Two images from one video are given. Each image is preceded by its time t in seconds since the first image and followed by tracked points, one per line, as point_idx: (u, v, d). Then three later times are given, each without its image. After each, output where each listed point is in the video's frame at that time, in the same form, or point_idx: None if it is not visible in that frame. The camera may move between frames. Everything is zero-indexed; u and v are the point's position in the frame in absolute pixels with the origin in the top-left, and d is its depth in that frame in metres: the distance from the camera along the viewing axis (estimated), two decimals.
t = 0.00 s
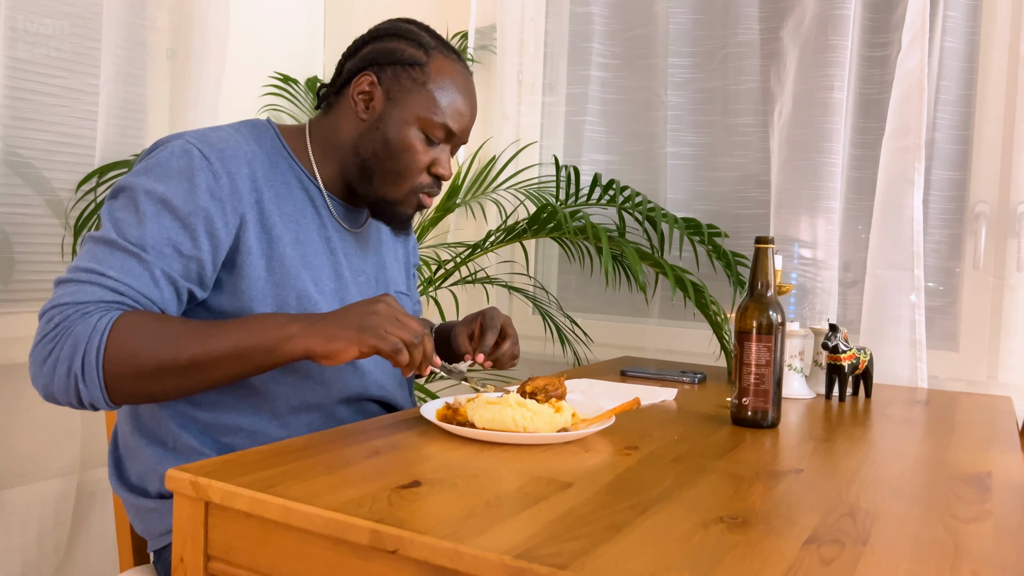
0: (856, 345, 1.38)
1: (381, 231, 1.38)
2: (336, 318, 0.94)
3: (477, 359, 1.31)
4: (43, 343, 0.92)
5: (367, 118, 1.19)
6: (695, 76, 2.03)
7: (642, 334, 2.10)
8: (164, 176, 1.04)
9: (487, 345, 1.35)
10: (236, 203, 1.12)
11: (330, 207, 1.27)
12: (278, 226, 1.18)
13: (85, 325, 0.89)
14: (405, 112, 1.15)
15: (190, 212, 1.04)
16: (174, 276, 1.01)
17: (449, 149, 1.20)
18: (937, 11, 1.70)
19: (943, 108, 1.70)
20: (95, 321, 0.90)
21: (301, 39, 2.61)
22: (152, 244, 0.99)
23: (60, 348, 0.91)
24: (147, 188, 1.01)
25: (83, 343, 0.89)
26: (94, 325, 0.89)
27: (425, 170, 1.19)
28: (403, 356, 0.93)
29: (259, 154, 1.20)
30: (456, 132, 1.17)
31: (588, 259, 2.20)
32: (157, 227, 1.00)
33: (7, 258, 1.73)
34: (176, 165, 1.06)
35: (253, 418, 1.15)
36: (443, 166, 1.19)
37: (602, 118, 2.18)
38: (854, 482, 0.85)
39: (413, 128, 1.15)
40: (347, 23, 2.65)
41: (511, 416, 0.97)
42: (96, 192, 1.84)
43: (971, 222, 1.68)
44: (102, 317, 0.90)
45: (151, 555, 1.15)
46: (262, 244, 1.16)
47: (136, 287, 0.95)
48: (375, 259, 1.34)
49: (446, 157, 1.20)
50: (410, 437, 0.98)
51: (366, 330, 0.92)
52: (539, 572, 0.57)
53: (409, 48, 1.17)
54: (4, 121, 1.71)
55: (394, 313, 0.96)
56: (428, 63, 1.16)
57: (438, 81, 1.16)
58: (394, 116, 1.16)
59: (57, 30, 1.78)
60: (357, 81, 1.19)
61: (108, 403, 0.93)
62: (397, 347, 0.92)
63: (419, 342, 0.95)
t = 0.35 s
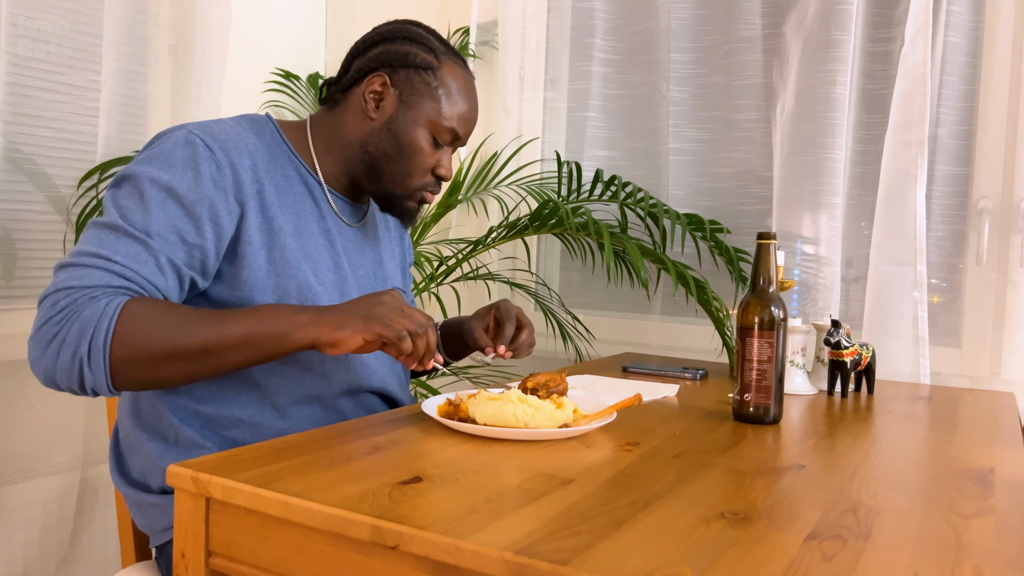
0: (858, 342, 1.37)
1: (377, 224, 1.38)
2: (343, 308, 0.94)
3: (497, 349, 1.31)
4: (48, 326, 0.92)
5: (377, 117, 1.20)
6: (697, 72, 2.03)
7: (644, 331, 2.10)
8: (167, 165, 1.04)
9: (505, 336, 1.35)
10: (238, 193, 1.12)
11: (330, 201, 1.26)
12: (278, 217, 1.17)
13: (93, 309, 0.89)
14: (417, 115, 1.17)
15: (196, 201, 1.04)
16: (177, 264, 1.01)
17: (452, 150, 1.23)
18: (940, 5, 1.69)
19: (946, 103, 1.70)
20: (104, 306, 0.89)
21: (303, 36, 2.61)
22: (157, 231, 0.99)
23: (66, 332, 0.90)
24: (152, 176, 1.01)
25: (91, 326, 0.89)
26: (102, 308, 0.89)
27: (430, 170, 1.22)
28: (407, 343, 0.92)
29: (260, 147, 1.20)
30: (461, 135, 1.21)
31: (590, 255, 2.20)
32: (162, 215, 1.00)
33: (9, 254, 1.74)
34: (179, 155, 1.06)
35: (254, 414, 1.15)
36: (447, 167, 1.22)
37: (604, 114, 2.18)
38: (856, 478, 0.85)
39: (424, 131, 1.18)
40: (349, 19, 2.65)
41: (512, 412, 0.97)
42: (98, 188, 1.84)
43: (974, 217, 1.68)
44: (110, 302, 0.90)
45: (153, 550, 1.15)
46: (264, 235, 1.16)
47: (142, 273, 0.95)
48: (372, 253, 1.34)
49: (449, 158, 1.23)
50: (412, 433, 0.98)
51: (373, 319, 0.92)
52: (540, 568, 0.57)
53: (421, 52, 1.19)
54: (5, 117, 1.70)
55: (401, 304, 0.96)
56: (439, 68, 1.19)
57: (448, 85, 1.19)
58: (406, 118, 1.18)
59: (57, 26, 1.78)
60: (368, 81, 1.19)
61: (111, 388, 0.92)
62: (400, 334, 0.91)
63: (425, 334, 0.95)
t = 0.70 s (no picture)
0: (858, 339, 1.37)
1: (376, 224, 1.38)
2: (322, 301, 0.94)
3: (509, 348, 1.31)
4: (35, 314, 0.92)
5: (360, 103, 1.19)
6: (697, 69, 2.02)
7: (643, 328, 2.10)
8: (162, 160, 1.04)
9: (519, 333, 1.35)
10: (231, 188, 1.12)
11: (328, 197, 1.26)
12: (274, 213, 1.17)
13: (77, 298, 0.89)
14: (397, 101, 1.15)
15: (187, 194, 1.04)
16: (166, 257, 1.01)
17: (437, 144, 1.18)
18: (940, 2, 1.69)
19: (946, 99, 1.69)
20: (87, 295, 0.89)
21: (302, 32, 2.60)
22: (146, 224, 0.99)
23: (51, 320, 0.90)
24: (146, 169, 1.01)
25: (75, 315, 0.88)
26: (87, 298, 0.89)
27: (410, 161, 1.17)
28: (385, 334, 0.92)
29: (258, 143, 1.20)
30: (446, 128, 1.16)
31: (589, 253, 2.19)
32: (154, 208, 1.00)
33: (7, 251, 1.73)
34: (175, 150, 1.06)
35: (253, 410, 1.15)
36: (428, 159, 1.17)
37: (604, 111, 2.17)
38: (856, 475, 0.85)
39: (402, 116, 1.15)
40: (348, 16, 2.64)
41: (511, 409, 0.97)
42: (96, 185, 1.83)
43: (974, 214, 1.67)
44: (96, 292, 0.89)
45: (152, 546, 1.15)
46: (259, 230, 1.16)
47: (130, 265, 0.95)
48: (369, 250, 1.34)
49: (434, 152, 1.18)
50: (410, 430, 0.98)
51: (349, 310, 0.92)
52: (539, 565, 0.57)
53: (410, 42, 1.18)
54: (4, 115, 1.70)
55: (378, 296, 0.96)
56: (425, 57, 1.16)
57: (433, 74, 1.16)
58: (386, 103, 1.15)
59: (55, 23, 1.78)
60: (356, 68, 1.19)
61: (96, 378, 0.92)
62: (377, 324, 0.92)
63: (402, 323, 0.95)
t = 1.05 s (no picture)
0: (856, 335, 1.37)
1: (377, 223, 1.37)
2: (310, 307, 0.93)
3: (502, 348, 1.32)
4: (24, 311, 0.91)
5: (354, 114, 1.18)
6: (694, 65, 2.02)
7: (641, 325, 2.10)
8: (156, 157, 1.04)
9: (511, 334, 1.37)
10: (225, 186, 1.11)
11: (323, 194, 1.25)
12: (269, 211, 1.17)
13: (65, 297, 0.88)
14: (392, 110, 1.14)
15: (179, 192, 1.04)
16: (160, 255, 1.00)
17: (437, 148, 1.17)
18: None
19: (944, 96, 1.69)
20: (76, 294, 0.88)
21: (299, 29, 2.60)
22: (138, 221, 0.98)
23: (40, 318, 0.90)
24: (138, 167, 1.01)
25: (63, 314, 0.88)
26: (75, 297, 0.88)
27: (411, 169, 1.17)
28: (370, 346, 0.92)
29: (255, 140, 1.19)
30: (444, 133, 1.15)
31: (586, 250, 2.19)
32: (145, 205, 0.99)
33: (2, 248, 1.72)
34: (168, 147, 1.06)
35: (249, 407, 1.14)
36: (429, 165, 1.16)
37: (601, 107, 2.17)
38: (854, 472, 0.85)
39: (398, 126, 1.14)
40: (345, 12, 2.64)
41: (508, 406, 0.96)
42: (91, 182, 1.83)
43: (972, 211, 1.67)
44: (84, 291, 0.89)
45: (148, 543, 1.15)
46: (253, 228, 1.15)
47: (120, 263, 0.94)
48: (368, 247, 1.33)
49: (435, 157, 1.17)
50: (407, 427, 0.98)
51: (335, 320, 0.91)
52: (533, 562, 0.57)
53: (400, 46, 1.16)
54: None
55: (367, 303, 0.95)
56: (417, 61, 1.14)
57: (426, 79, 1.14)
58: (381, 113, 1.14)
59: (51, 19, 1.77)
60: (347, 76, 1.18)
61: (84, 376, 0.91)
62: (362, 338, 0.91)
63: (389, 333, 0.94)
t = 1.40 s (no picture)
0: (851, 334, 1.38)
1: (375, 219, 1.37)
2: (368, 336, 0.91)
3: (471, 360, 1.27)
4: (52, 322, 0.88)
5: (338, 113, 1.18)
6: (691, 63, 2.02)
7: (637, 323, 2.10)
8: (166, 159, 1.03)
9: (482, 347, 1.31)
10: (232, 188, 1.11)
11: (323, 194, 1.25)
12: (274, 213, 1.16)
13: (100, 307, 0.86)
14: (374, 107, 1.13)
15: (196, 193, 1.03)
16: (183, 257, 0.99)
17: (425, 145, 1.16)
18: None
19: (940, 94, 1.70)
20: (113, 304, 0.86)
21: (295, 27, 2.59)
22: (160, 225, 0.96)
23: (71, 329, 0.87)
24: (152, 169, 0.99)
25: (100, 325, 0.85)
26: (113, 307, 0.86)
27: (398, 167, 1.16)
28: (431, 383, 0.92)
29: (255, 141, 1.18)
30: (429, 130, 1.13)
31: (582, 248, 2.19)
32: (165, 208, 0.98)
33: None
34: (177, 148, 1.05)
35: (245, 408, 1.14)
36: (415, 162, 1.15)
37: (598, 106, 2.16)
38: (850, 471, 0.85)
39: (381, 125, 1.13)
40: (341, 10, 2.63)
41: (503, 405, 0.96)
42: (86, 180, 1.82)
43: (967, 210, 1.67)
44: (122, 301, 0.87)
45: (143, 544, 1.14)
46: (260, 230, 1.15)
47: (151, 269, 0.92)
48: (368, 246, 1.33)
49: (422, 154, 1.16)
50: (403, 426, 0.97)
51: (397, 354, 0.90)
52: (530, 562, 0.56)
53: (382, 41, 1.15)
54: None
55: (425, 336, 0.94)
56: (399, 56, 1.13)
57: (407, 73, 1.12)
58: (364, 111, 1.14)
59: (46, 17, 1.76)
60: (331, 75, 1.18)
61: (112, 393, 0.88)
62: (427, 376, 0.91)
63: (447, 367, 0.94)
